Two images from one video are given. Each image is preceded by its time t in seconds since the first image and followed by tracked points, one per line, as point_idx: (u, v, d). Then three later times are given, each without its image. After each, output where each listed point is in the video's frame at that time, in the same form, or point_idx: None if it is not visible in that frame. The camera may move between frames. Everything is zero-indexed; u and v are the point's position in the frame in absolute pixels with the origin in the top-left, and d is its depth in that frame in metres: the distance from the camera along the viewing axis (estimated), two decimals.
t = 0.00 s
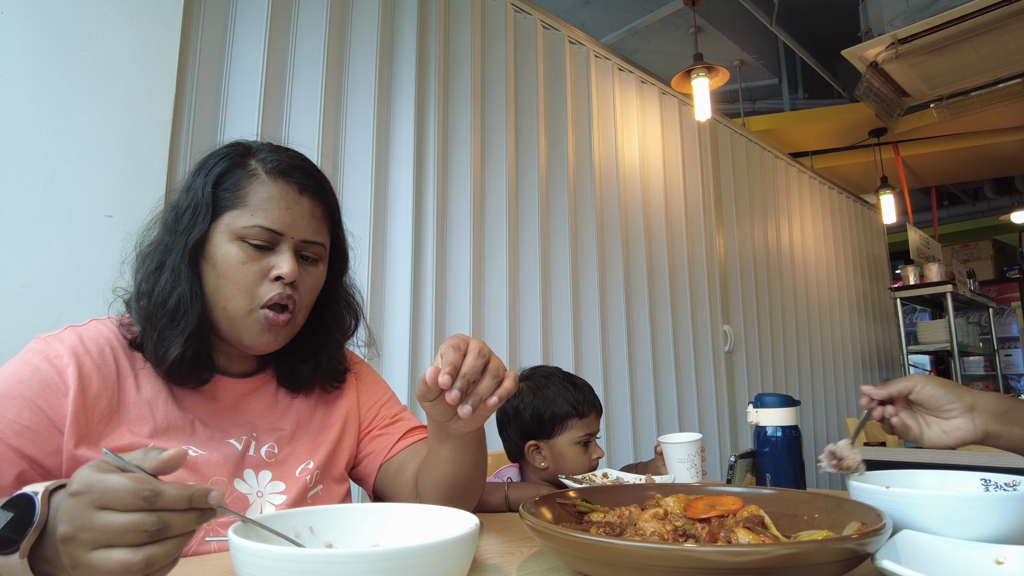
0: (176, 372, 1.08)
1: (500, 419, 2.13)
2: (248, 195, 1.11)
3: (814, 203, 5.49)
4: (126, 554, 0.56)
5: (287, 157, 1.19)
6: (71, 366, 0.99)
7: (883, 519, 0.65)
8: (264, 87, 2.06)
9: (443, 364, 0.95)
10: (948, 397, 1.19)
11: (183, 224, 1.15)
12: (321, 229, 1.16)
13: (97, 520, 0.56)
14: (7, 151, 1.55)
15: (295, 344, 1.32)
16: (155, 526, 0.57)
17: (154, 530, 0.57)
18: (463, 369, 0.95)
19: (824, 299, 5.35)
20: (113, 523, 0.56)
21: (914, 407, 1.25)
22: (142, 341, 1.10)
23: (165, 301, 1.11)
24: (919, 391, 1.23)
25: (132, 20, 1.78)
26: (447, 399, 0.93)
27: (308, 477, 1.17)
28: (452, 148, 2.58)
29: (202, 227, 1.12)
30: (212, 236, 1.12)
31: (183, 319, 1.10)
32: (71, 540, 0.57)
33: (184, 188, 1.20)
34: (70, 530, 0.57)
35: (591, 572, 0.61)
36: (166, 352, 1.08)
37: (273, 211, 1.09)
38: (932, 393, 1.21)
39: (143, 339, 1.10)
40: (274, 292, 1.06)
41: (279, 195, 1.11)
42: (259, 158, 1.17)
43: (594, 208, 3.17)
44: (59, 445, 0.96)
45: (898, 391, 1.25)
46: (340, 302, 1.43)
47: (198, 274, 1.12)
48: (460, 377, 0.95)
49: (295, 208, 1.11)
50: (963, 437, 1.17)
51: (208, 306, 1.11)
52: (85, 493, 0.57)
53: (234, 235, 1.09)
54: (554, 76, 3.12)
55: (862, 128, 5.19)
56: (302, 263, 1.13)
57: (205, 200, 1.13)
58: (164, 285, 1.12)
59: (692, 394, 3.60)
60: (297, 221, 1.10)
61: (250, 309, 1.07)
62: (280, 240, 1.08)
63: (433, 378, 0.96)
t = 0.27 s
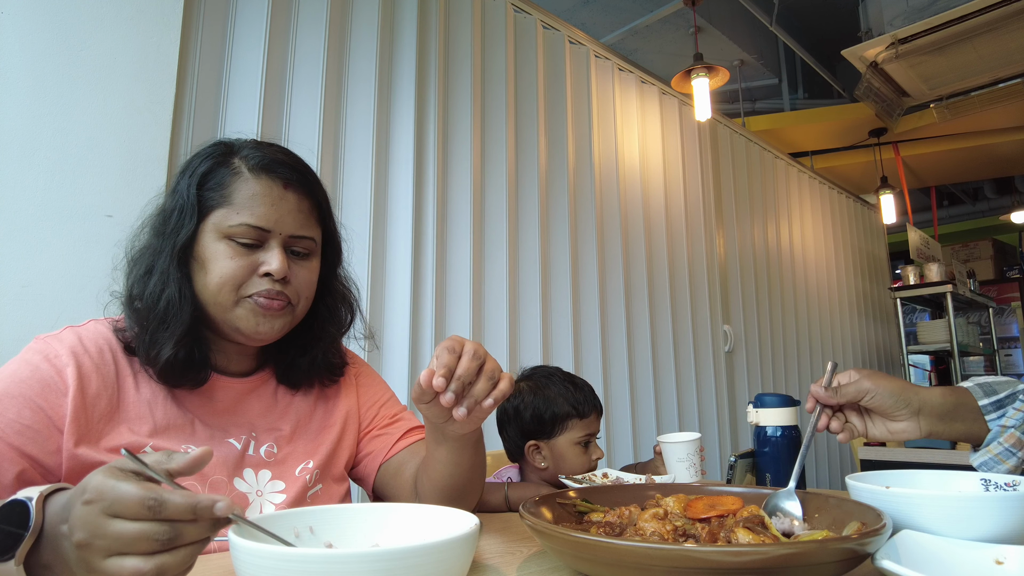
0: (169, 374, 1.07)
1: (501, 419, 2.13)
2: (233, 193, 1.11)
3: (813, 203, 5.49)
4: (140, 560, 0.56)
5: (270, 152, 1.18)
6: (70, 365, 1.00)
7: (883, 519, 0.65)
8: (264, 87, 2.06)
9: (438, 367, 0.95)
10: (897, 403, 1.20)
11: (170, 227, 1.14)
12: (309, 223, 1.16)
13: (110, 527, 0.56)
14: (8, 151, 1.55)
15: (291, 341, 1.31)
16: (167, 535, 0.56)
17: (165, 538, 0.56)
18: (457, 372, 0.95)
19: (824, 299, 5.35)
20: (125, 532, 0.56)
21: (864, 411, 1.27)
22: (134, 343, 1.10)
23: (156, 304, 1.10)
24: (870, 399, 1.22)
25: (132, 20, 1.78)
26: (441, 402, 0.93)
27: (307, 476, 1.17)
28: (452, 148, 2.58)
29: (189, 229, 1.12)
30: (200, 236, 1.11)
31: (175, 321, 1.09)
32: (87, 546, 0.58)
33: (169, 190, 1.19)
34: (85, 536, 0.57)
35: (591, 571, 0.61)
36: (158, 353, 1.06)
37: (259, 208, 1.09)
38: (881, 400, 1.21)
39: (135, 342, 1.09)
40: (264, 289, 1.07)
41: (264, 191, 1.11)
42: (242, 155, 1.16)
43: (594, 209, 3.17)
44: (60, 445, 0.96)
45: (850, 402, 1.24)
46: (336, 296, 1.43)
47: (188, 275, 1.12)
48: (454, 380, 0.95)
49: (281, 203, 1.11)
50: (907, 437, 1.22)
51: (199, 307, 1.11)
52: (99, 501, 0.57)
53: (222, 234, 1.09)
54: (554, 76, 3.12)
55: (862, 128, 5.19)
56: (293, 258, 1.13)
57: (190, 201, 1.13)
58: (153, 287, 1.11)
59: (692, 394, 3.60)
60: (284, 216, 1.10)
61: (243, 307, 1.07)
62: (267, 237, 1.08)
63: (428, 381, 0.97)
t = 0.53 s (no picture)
0: (162, 373, 1.07)
1: (501, 418, 2.13)
2: (217, 190, 1.11)
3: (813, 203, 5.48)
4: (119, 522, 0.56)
5: (252, 148, 1.18)
6: (62, 370, 1.00)
7: (883, 519, 0.65)
8: (264, 87, 2.06)
9: (433, 369, 0.95)
10: (886, 411, 1.19)
11: (157, 228, 1.14)
12: (296, 217, 1.16)
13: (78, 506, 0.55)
14: (7, 151, 1.55)
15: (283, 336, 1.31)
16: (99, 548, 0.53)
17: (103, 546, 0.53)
18: (452, 374, 0.95)
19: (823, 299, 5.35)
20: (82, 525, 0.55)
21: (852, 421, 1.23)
22: (124, 345, 1.09)
23: (145, 304, 1.10)
24: (859, 406, 1.21)
25: (132, 20, 1.78)
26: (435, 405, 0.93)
27: (305, 474, 1.17)
28: (452, 148, 2.58)
29: (176, 229, 1.11)
30: (187, 235, 1.11)
31: (164, 321, 1.09)
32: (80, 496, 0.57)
33: (154, 191, 1.18)
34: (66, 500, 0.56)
35: (591, 572, 0.61)
36: (149, 354, 1.06)
37: (244, 204, 1.09)
38: (871, 408, 1.21)
39: (125, 345, 1.09)
40: (255, 284, 1.07)
41: (248, 187, 1.11)
42: (224, 152, 1.16)
43: (594, 209, 3.17)
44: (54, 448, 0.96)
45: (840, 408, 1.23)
46: (327, 288, 1.43)
47: (177, 275, 1.11)
48: (449, 382, 0.95)
49: (266, 198, 1.11)
50: (898, 446, 1.21)
51: (189, 306, 1.11)
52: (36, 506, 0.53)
53: (209, 232, 1.08)
54: (554, 76, 3.12)
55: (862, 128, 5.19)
56: (281, 253, 1.13)
57: (175, 201, 1.12)
58: (142, 289, 1.11)
59: (692, 394, 3.60)
60: (269, 212, 1.10)
61: (234, 304, 1.07)
62: (255, 232, 1.08)
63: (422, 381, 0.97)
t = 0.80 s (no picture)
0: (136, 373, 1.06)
1: (501, 417, 2.13)
2: (200, 186, 1.10)
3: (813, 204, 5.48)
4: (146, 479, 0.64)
5: (234, 144, 1.17)
6: (42, 377, 1.00)
7: (883, 519, 0.65)
8: (265, 87, 2.06)
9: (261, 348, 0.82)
10: (875, 424, 1.20)
11: (136, 226, 1.13)
12: (278, 212, 1.16)
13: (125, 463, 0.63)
14: (7, 151, 1.55)
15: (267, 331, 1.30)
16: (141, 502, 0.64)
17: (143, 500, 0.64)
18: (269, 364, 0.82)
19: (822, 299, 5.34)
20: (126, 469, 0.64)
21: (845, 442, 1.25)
22: (99, 346, 1.09)
23: (120, 303, 1.09)
24: (848, 425, 1.21)
25: (132, 21, 1.78)
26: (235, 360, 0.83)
27: (296, 470, 1.17)
28: (452, 148, 2.58)
29: (156, 226, 1.10)
30: (168, 232, 1.10)
31: (137, 321, 1.08)
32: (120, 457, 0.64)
33: (132, 189, 1.17)
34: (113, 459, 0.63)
35: (591, 572, 0.61)
36: (122, 353, 1.06)
37: (228, 199, 1.08)
38: (860, 424, 1.21)
39: (100, 344, 1.08)
40: (241, 282, 1.06)
41: (231, 183, 1.10)
42: (205, 149, 1.16)
43: (594, 209, 3.17)
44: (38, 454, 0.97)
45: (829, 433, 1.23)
46: (307, 282, 1.43)
47: (156, 273, 1.10)
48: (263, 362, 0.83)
49: (249, 194, 1.11)
50: (898, 459, 1.20)
51: (166, 303, 1.10)
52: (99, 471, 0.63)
53: (193, 228, 1.07)
54: (554, 77, 3.12)
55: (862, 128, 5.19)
56: (265, 249, 1.13)
57: (155, 198, 1.11)
58: (118, 287, 1.10)
59: (692, 394, 3.60)
60: (253, 207, 1.10)
61: (220, 300, 1.06)
62: (240, 228, 1.08)
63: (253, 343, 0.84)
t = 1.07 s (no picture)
0: (140, 375, 1.06)
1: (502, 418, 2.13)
2: (213, 192, 1.09)
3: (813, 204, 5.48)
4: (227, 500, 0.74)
5: (247, 150, 1.17)
6: (52, 366, 1.00)
7: (883, 519, 0.65)
8: (265, 87, 2.05)
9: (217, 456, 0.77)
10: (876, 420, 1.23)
11: (145, 227, 1.12)
12: (288, 221, 1.16)
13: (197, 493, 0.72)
14: (7, 152, 1.55)
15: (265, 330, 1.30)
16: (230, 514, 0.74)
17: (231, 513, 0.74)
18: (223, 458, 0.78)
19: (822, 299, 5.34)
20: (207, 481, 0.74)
21: (849, 440, 1.29)
22: (103, 346, 1.07)
23: (127, 304, 1.08)
24: (849, 422, 1.24)
25: (132, 22, 1.78)
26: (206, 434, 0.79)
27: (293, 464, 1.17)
28: (452, 148, 2.58)
29: (167, 229, 1.10)
30: (180, 235, 1.09)
31: (145, 322, 1.07)
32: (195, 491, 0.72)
33: (141, 189, 1.16)
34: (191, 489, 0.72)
35: (591, 571, 0.61)
36: (130, 355, 1.05)
37: (241, 206, 1.08)
38: (860, 421, 1.24)
39: (105, 345, 1.07)
40: (251, 287, 1.06)
41: (244, 190, 1.10)
42: (218, 153, 1.15)
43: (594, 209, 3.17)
44: (43, 444, 0.97)
45: (831, 430, 1.26)
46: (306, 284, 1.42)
47: (164, 275, 1.09)
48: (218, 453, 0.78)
49: (262, 201, 1.11)
50: (902, 454, 1.22)
51: (174, 306, 1.09)
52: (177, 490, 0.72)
53: (205, 233, 1.07)
54: (554, 77, 3.12)
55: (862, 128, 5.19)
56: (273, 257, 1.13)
57: (168, 200, 1.11)
58: (126, 288, 1.08)
59: (692, 394, 3.60)
60: (265, 215, 1.10)
61: (229, 306, 1.06)
62: (250, 235, 1.08)
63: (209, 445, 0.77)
